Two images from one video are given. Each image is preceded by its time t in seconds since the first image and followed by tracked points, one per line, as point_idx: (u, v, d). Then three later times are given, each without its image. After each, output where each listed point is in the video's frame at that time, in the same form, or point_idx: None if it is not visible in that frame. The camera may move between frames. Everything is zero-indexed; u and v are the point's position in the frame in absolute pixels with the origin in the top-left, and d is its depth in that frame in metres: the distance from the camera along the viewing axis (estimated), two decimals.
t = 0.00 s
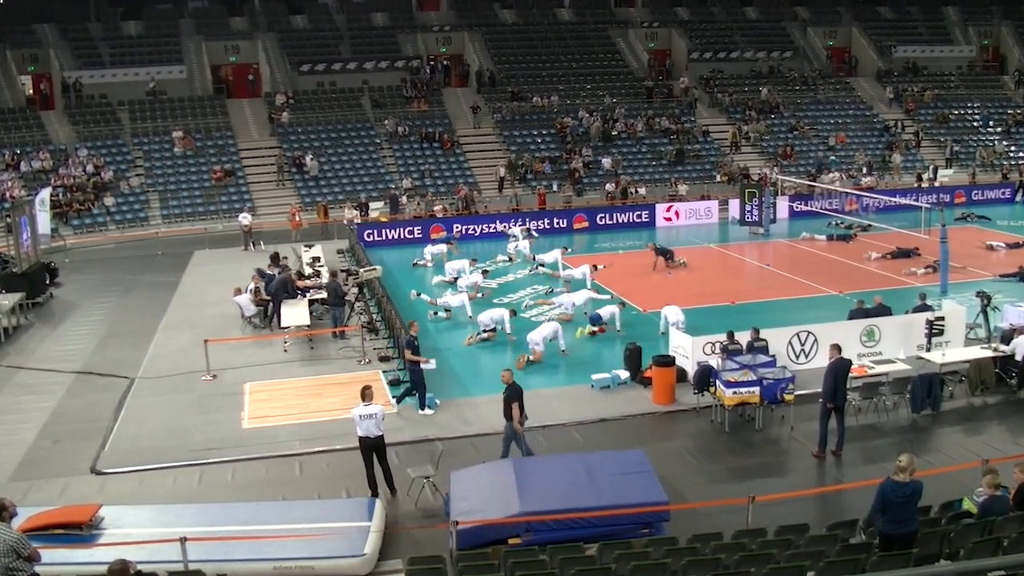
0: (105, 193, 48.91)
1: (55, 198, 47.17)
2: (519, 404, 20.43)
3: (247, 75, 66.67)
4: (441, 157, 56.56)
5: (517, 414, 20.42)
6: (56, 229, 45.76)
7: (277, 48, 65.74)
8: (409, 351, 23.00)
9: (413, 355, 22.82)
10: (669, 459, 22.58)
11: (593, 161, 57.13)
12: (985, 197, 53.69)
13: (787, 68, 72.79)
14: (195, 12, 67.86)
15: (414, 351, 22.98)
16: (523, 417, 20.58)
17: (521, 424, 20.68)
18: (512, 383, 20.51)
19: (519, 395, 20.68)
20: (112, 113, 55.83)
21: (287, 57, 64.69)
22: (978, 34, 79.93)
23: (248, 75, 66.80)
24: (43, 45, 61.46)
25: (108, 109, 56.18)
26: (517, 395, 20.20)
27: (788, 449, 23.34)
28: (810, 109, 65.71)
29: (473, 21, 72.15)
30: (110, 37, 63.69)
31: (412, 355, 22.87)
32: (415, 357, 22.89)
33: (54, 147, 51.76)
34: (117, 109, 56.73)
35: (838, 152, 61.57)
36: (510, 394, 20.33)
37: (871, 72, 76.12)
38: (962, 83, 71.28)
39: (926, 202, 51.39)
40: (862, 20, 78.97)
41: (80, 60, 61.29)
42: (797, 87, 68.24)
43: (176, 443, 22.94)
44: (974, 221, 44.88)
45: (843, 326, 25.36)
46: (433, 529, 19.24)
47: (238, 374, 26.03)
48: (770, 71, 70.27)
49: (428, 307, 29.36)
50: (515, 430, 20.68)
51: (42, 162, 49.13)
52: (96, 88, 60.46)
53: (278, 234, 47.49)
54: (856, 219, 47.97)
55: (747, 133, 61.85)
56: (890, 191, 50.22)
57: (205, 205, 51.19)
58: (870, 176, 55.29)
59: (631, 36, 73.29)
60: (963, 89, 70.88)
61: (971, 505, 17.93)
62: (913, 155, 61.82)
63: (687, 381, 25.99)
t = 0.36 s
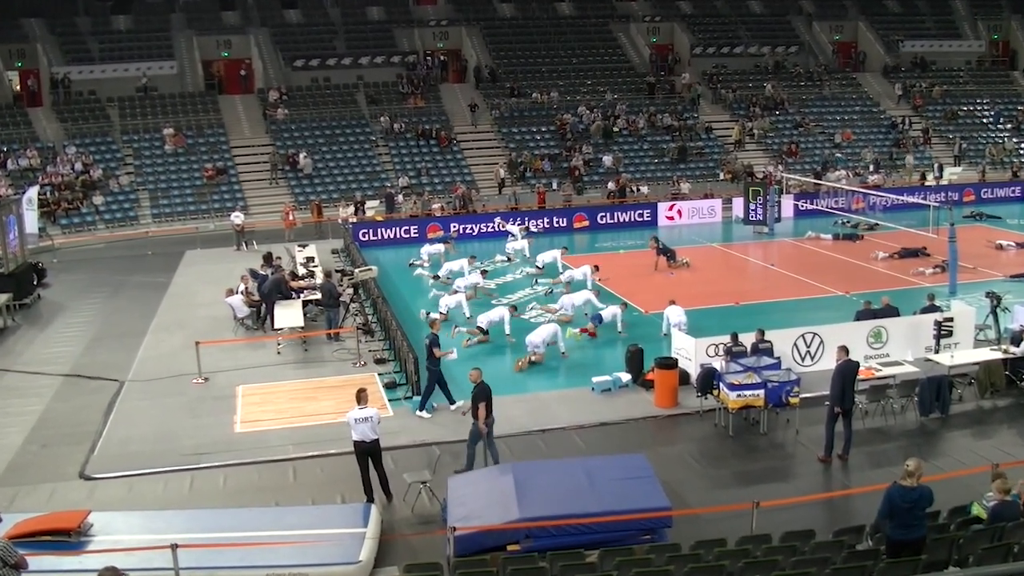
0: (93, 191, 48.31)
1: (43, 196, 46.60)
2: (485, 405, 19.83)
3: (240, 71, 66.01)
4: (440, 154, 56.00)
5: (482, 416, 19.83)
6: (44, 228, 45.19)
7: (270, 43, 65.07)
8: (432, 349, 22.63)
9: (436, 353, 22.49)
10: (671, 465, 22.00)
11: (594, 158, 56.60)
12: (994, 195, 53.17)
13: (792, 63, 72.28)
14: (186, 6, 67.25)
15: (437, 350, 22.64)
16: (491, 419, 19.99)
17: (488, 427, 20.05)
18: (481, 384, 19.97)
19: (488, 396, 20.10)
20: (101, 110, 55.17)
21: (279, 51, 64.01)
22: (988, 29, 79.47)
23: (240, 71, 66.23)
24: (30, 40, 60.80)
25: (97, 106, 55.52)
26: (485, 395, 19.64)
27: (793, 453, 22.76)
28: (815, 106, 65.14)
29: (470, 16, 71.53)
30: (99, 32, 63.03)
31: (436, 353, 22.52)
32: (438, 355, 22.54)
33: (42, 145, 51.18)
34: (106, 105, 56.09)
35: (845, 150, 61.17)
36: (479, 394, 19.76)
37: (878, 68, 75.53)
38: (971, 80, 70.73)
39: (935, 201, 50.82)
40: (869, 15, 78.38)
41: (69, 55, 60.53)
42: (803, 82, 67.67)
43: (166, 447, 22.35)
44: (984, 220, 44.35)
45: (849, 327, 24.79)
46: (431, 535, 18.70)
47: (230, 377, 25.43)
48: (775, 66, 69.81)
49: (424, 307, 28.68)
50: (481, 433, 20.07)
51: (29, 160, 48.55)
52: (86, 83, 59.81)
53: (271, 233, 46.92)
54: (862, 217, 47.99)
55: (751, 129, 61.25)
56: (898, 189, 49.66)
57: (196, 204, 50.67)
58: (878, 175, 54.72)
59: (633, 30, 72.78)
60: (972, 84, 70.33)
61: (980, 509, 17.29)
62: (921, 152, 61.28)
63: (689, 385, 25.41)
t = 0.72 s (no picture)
0: (70, 186, 47.09)
1: (18, 192, 45.39)
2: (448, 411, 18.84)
3: (224, 60, 64.21)
4: (438, 148, 54.80)
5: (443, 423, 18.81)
6: (18, 225, 44.02)
7: (256, 31, 63.45)
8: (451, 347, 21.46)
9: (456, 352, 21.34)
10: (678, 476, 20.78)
11: (597, 152, 55.57)
12: (1016, 190, 52.16)
13: (806, 51, 71.34)
14: None
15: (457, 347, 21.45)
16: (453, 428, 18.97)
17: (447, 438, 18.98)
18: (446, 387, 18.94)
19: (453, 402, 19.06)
20: (78, 100, 53.76)
21: (266, 40, 62.53)
22: (1011, 15, 78.01)
23: (224, 59, 64.56)
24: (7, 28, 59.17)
25: (74, 96, 54.15)
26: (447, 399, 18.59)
27: (807, 462, 21.53)
28: (831, 96, 63.90)
29: (467, 3, 70.09)
30: (76, 18, 60.98)
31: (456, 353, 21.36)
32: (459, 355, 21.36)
33: (16, 137, 49.99)
34: (84, 95, 54.73)
35: (862, 143, 59.95)
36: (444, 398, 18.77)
37: (896, 56, 74.10)
38: (995, 69, 69.37)
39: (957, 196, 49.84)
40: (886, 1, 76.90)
41: (44, 43, 58.42)
42: (818, 71, 66.52)
43: (146, 456, 21.11)
44: (1008, 215, 43.12)
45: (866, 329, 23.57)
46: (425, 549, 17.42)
47: (214, 382, 24.18)
48: (788, 53, 68.41)
49: (419, 309, 27.37)
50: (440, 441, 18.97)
51: (4, 153, 47.35)
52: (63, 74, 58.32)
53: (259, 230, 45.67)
54: (880, 212, 46.89)
55: (763, 121, 60.16)
56: (919, 185, 48.50)
57: (178, 200, 49.47)
58: (896, 168, 53.43)
59: (638, 17, 71.51)
60: (995, 74, 69.03)
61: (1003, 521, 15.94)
62: (942, 143, 60.31)
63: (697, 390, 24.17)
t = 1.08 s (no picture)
0: (29, 177, 44.17)
1: None
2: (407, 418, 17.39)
3: (197, 39, 58.34)
4: (434, 138, 51.50)
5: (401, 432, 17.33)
6: None
7: (232, 7, 59.00)
8: (472, 350, 19.81)
9: (477, 354, 19.68)
10: (692, 493, 18.92)
11: (603, 140, 52.37)
12: None
13: (831, 29, 68.30)
14: None
15: (478, 349, 19.82)
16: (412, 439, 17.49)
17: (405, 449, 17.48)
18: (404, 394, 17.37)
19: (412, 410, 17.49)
20: (38, 83, 50.29)
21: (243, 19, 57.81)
22: None
23: (198, 40, 58.45)
24: None
25: (33, 79, 50.56)
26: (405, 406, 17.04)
27: (832, 477, 19.65)
28: (856, 80, 60.93)
29: None
30: None
31: (477, 355, 19.72)
32: (480, 357, 19.71)
33: None
34: (43, 78, 51.19)
35: (890, 129, 57.03)
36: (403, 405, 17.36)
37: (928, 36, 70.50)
38: None
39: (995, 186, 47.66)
40: None
41: None
42: (843, 53, 63.50)
43: (109, 472, 19.17)
44: None
45: (896, 333, 21.76)
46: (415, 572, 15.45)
47: (186, 390, 22.24)
48: (811, 34, 65.41)
49: (410, 311, 25.33)
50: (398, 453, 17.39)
51: None
52: (19, 53, 53.66)
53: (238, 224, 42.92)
54: (911, 205, 44.76)
55: (784, 107, 57.22)
56: (952, 176, 46.43)
57: (148, 192, 45.95)
58: (926, 159, 51.08)
59: None
60: None
61: None
62: (978, 129, 57.62)
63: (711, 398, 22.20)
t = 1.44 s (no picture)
0: None
1: None
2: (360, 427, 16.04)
3: (167, 17, 52.64)
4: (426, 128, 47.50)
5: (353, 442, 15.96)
6: None
7: None
8: (496, 351, 18.45)
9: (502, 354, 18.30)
10: (705, 510, 17.26)
11: (607, 127, 48.37)
12: None
13: (856, 7, 62.24)
14: None
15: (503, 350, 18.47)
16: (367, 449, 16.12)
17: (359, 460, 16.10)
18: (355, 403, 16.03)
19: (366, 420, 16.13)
20: None
21: None
22: None
23: (168, 18, 52.80)
24: None
25: None
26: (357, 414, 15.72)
27: (859, 493, 17.97)
28: (882, 61, 56.46)
29: None
30: None
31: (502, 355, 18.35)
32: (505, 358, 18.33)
33: None
34: None
35: (921, 115, 52.81)
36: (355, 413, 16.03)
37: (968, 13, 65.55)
38: None
39: None
40: None
41: None
42: (870, 33, 58.71)
43: (67, 488, 17.42)
44: None
45: (928, 338, 20.14)
46: None
47: (156, 399, 20.51)
48: (835, 12, 60.04)
49: (400, 313, 23.51)
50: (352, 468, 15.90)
51: None
52: None
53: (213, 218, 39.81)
54: (943, 197, 41.75)
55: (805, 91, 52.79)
56: (987, 166, 43.50)
57: (114, 183, 42.25)
58: (960, 146, 47.51)
59: None
60: None
61: None
62: (1019, 116, 53.00)
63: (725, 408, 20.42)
